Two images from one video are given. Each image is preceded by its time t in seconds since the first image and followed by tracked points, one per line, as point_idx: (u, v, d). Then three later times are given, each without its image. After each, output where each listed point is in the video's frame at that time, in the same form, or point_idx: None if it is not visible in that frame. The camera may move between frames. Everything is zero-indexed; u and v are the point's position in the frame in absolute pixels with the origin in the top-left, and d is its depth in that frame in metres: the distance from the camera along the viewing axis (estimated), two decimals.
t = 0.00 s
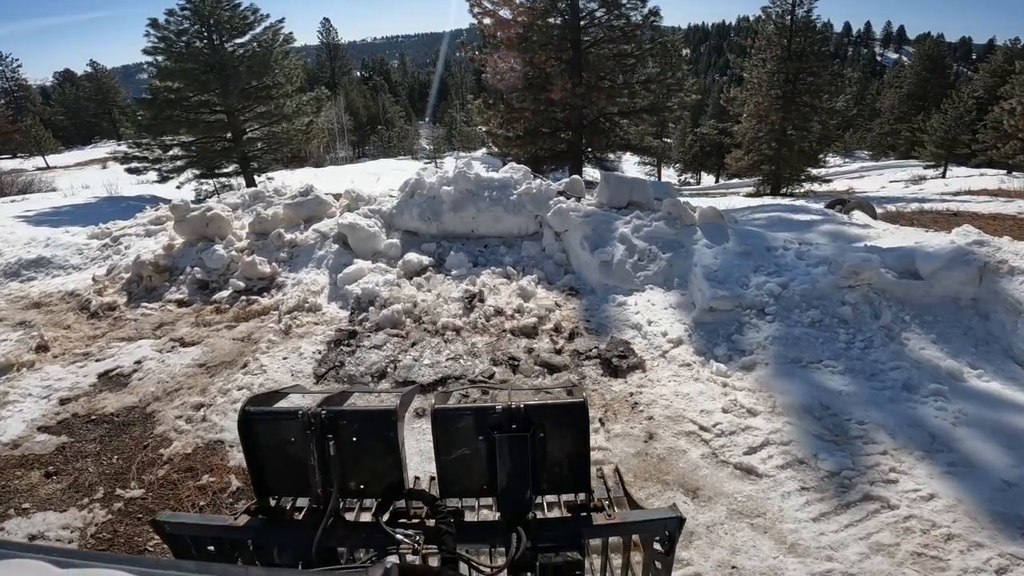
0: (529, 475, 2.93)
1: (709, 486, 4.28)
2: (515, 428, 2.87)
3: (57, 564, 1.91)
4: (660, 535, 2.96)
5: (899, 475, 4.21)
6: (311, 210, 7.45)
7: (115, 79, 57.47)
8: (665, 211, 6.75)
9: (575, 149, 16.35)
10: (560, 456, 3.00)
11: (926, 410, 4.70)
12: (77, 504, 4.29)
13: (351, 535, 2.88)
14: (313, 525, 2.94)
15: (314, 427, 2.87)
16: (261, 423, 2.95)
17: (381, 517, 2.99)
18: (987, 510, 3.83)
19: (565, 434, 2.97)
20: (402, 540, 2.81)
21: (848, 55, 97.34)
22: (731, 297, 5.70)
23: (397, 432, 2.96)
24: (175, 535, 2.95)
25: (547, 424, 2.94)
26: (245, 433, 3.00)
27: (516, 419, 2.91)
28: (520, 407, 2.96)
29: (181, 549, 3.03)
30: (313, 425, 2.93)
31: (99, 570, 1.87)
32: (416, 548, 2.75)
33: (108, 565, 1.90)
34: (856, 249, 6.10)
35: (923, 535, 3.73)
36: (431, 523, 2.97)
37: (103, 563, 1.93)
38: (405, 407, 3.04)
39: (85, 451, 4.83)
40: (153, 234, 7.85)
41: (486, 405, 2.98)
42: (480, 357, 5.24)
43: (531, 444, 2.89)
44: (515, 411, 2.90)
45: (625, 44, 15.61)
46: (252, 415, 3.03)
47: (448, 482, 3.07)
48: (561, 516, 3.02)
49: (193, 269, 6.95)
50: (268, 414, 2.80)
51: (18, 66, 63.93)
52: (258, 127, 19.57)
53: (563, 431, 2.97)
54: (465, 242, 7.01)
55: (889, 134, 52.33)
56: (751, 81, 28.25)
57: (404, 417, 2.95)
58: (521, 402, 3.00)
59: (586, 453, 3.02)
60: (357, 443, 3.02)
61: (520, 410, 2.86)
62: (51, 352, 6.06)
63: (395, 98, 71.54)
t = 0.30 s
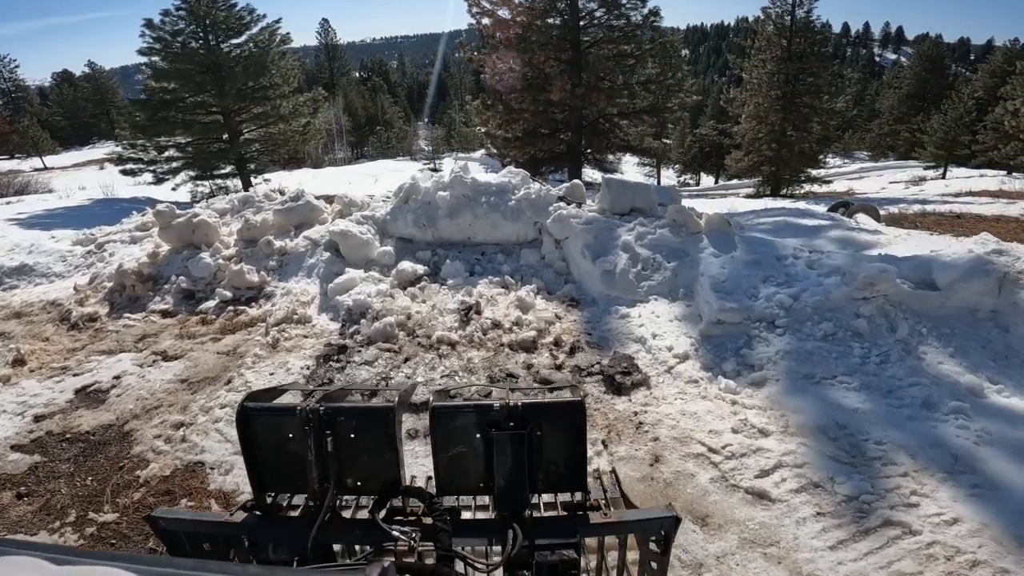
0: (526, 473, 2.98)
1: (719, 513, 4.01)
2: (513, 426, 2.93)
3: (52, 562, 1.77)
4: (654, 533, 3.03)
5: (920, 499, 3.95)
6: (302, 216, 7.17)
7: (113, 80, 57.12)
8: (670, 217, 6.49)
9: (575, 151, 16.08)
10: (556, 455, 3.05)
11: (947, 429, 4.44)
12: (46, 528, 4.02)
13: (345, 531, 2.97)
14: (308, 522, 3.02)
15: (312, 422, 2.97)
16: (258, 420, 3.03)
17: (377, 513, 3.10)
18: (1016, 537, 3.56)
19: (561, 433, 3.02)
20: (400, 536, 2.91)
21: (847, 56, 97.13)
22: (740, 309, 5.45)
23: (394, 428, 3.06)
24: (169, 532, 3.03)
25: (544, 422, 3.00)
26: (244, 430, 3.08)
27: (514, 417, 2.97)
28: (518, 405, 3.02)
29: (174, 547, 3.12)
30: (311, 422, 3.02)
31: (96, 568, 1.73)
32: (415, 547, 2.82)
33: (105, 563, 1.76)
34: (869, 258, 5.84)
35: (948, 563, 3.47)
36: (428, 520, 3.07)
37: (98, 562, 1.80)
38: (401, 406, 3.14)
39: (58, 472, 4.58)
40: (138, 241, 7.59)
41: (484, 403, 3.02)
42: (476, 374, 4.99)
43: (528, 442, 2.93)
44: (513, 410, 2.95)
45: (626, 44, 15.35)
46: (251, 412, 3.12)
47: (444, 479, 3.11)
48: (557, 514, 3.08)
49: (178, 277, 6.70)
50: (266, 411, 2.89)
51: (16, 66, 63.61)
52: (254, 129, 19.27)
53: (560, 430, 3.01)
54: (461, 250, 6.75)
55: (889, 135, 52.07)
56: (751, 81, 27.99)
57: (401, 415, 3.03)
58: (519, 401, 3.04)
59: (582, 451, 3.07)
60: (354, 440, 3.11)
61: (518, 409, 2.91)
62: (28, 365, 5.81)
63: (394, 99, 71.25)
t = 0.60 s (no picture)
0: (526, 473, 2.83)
1: (732, 544, 3.74)
2: (512, 426, 2.79)
3: (50, 561, 1.77)
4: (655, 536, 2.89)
5: (945, 524, 3.68)
6: (291, 223, 6.89)
7: (111, 80, 56.79)
8: (676, 225, 6.22)
9: (575, 152, 15.83)
10: (556, 456, 2.90)
11: (972, 451, 4.17)
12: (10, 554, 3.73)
13: (345, 530, 2.83)
14: (306, 522, 2.88)
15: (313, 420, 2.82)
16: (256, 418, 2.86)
17: (376, 512, 2.95)
18: None
19: (560, 434, 2.86)
20: (397, 535, 2.78)
21: (845, 57, 97.08)
22: (750, 324, 5.19)
23: (395, 427, 2.91)
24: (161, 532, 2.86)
25: (545, 423, 2.85)
26: (240, 428, 2.92)
27: (513, 417, 2.82)
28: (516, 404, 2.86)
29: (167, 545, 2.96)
30: (310, 420, 2.88)
31: (97, 568, 1.72)
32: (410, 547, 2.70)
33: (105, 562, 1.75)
34: (885, 269, 5.57)
35: None
36: (426, 519, 2.93)
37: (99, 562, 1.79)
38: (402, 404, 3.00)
39: (27, 494, 4.32)
40: (122, 248, 7.31)
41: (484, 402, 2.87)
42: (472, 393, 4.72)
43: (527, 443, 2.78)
44: (513, 409, 2.81)
45: (626, 45, 15.09)
46: (247, 409, 2.96)
47: (442, 479, 2.97)
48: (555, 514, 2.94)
49: (162, 287, 6.45)
50: (265, 408, 2.73)
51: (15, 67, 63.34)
52: (250, 130, 18.97)
53: (560, 431, 2.86)
54: (458, 259, 6.48)
55: (888, 136, 51.86)
56: (752, 83, 27.74)
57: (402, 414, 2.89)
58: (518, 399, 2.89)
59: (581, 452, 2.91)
60: (353, 439, 2.97)
61: (518, 408, 2.77)
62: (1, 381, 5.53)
63: (392, 100, 70.98)
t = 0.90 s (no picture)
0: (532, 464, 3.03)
1: None
2: (520, 417, 3.01)
3: (67, 557, 1.69)
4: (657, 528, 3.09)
5: (976, 551, 3.47)
6: (285, 230, 6.64)
7: (111, 80, 56.54)
8: (685, 233, 5.98)
9: (576, 155, 15.59)
10: (560, 448, 3.13)
11: (1002, 472, 3.93)
12: None
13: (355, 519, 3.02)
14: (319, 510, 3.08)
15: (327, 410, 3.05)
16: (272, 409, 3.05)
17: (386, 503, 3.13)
18: None
19: (566, 428, 3.08)
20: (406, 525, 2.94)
21: (845, 57, 96.82)
22: (765, 339, 4.97)
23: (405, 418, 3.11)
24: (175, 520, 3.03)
25: (549, 416, 3.08)
26: (259, 419, 3.13)
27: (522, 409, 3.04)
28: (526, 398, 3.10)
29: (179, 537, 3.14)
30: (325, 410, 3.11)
31: (107, 563, 1.64)
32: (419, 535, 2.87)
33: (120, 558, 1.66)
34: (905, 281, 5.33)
35: None
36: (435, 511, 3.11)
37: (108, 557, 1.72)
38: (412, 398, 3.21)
39: (3, 519, 4.09)
40: (110, 257, 7.08)
41: (492, 396, 3.10)
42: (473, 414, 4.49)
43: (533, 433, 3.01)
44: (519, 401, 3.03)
45: (628, 45, 14.85)
46: (267, 401, 3.17)
47: (452, 470, 3.18)
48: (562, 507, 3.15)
49: (150, 298, 6.23)
50: (284, 398, 2.94)
51: (14, 67, 63.16)
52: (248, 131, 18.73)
53: (564, 423, 3.09)
54: (458, 268, 6.23)
55: (890, 137, 51.58)
56: (753, 83, 27.50)
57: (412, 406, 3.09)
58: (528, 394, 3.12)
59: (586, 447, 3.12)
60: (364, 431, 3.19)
61: (523, 399, 2.99)
62: None
63: (392, 99, 70.71)
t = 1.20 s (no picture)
0: (541, 462, 3.07)
1: None
2: (528, 415, 3.05)
3: (81, 553, 1.65)
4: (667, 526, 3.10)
5: None
6: (281, 238, 6.42)
7: (112, 81, 56.40)
8: (697, 242, 5.76)
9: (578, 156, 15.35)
10: (569, 446, 3.18)
11: None
12: None
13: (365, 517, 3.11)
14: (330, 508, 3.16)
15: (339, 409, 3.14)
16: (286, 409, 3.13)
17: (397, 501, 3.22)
18: None
19: (574, 426, 3.12)
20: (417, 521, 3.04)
21: (847, 57, 96.44)
22: (782, 355, 4.75)
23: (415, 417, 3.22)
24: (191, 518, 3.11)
25: (558, 414, 3.13)
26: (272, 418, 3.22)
27: (530, 407, 3.09)
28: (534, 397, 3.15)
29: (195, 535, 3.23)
30: (337, 409, 3.21)
31: (125, 562, 1.60)
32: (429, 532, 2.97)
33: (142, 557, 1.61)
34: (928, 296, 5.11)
35: None
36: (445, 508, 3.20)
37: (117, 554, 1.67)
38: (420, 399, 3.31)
39: None
40: (101, 264, 6.87)
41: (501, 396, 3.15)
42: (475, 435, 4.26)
43: (542, 431, 3.06)
44: (528, 399, 3.08)
45: (631, 45, 14.61)
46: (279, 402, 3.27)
47: (462, 467, 3.25)
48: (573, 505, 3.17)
49: (140, 309, 6.03)
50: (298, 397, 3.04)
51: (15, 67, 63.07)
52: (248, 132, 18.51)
53: (572, 422, 3.14)
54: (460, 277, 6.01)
55: (893, 137, 51.19)
56: (756, 84, 27.26)
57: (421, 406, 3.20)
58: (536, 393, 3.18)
59: (595, 445, 3.16)
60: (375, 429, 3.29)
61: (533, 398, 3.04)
62: None
63: (393, 100, 70.49)
